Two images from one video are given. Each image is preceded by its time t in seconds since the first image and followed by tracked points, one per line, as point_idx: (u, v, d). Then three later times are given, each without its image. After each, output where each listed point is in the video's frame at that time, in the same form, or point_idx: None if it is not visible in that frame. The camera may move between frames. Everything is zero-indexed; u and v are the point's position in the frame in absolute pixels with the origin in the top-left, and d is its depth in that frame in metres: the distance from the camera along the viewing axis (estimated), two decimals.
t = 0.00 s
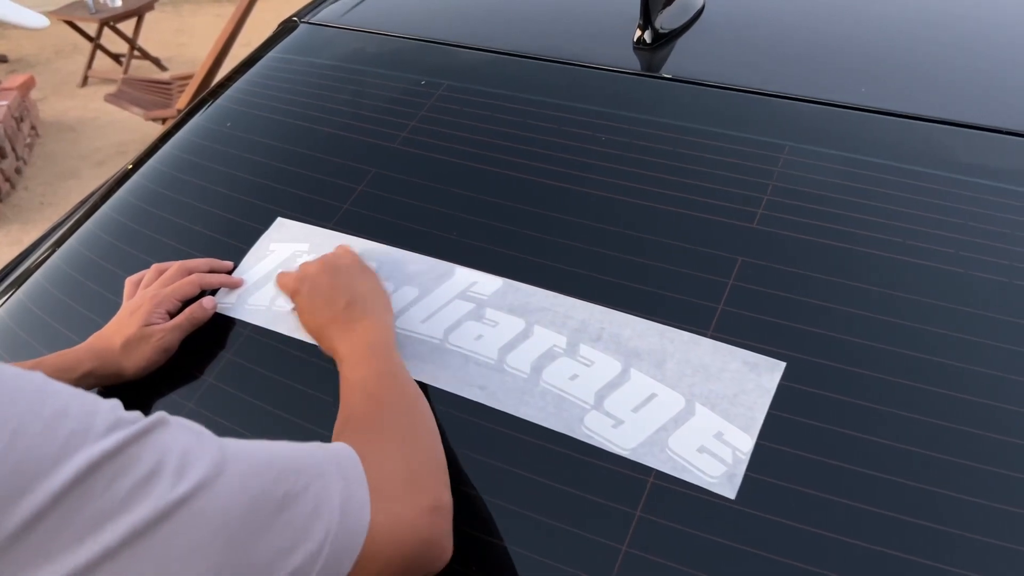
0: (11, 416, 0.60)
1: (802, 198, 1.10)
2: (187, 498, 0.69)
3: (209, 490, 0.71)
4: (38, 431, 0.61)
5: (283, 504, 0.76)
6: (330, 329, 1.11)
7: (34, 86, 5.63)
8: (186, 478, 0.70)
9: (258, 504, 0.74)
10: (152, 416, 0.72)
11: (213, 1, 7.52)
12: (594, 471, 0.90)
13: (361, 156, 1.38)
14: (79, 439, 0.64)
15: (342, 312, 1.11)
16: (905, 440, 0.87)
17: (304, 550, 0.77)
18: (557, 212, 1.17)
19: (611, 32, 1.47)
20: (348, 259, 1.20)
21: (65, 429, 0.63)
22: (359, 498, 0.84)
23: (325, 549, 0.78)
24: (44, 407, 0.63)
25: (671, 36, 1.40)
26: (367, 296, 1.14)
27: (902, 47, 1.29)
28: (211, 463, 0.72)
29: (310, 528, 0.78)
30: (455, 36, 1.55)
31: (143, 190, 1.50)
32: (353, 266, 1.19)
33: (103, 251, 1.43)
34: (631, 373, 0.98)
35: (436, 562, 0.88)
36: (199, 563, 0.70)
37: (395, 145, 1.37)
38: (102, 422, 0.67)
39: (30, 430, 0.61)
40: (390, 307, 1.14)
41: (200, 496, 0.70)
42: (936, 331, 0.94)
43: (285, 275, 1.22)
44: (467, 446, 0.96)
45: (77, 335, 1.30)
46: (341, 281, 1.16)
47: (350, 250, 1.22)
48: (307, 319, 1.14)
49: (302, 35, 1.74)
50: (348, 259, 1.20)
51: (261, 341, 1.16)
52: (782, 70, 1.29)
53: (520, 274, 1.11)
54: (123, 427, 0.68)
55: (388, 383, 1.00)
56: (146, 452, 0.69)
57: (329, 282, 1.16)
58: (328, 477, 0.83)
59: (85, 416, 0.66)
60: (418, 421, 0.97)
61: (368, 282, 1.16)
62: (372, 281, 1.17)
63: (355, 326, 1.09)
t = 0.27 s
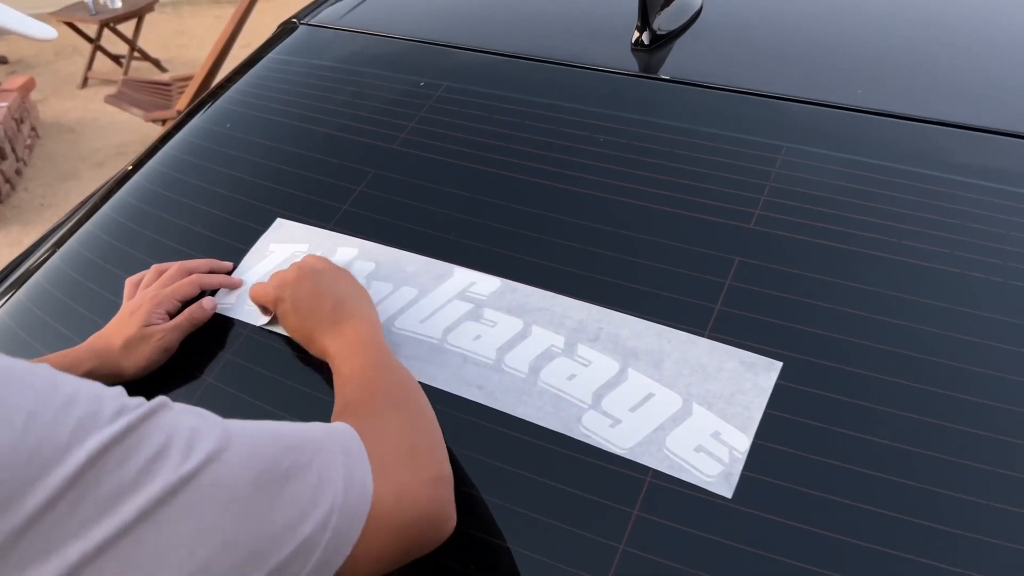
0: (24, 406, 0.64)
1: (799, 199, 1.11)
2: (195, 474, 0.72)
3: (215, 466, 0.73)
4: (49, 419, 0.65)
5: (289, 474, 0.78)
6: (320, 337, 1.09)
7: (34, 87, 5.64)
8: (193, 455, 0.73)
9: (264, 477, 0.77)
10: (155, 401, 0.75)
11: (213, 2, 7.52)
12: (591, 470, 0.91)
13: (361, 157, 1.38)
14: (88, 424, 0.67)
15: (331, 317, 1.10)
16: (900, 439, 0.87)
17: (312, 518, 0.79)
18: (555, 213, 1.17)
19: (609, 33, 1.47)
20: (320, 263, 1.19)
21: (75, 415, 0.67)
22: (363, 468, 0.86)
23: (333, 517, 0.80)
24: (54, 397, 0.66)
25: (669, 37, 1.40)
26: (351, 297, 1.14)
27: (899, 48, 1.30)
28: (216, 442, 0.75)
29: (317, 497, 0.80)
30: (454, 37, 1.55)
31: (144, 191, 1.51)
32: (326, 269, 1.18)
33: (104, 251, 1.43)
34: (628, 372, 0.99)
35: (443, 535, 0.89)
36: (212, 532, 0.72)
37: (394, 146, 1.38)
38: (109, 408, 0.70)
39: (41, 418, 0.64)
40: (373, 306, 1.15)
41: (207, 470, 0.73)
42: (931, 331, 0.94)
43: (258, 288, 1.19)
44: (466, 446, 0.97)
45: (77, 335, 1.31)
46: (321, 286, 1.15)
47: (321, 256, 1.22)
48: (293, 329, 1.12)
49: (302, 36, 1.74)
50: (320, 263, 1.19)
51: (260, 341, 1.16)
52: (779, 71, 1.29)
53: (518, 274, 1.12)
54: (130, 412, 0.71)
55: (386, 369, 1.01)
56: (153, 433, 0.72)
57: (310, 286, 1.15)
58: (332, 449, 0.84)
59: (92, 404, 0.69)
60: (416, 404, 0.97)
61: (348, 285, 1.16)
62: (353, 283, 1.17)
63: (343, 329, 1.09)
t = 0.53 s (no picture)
0: (30, 398, 0.65)
1: (796, 197, 1.11)
2: (196, 468, 0.72)
3: (216, 461, 0.74)
4: (55, 412, 0.66)
5: (286, 467, 0.78)
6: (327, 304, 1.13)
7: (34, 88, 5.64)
8: (194, 449, 0.73)
9: (264, 470, 0.77)
10: (158, 393, 0.76)
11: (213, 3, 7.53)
12: (589, 467, 0.91)
13: (359, 155, 1.38)
14: (92, 417, 0.68)
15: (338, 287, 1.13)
16: (898, 436, 0.87)
17: (310, 512, 0.79)
18: (554, 211, 1.17)
19: (608, 32, 1.47)
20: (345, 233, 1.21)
21: (79, 408, 0.67)
22: (362, 460, 0.85)
23: (331, 511, 0.80)
24: (59, 389, 0.67)
25: (667, 36, 1.40)
26: (361, 269, 1.15)
27: (897, 47, 1.30)
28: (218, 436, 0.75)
29: (313, 491, 0.80)
30: (452, 36, 1.56)
31: (143, 189, 1.51)
32: (348, 239, 1.20)
33: (103, 249, 1.43)
34: (626, 370, 0.99)
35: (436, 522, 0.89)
36: (211, 526, 0.73)
37: (393, 145, 1.38)
38: (113, 400, 0.70)
39: (47, 410, 0.65)
40: (385, 279, 1.16)
41: (207, 464, 0.73)
42: (928, 328, 0.94)
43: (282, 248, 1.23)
44: (464, 443, 0.97)
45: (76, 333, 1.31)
46: (336, 255, 1.17)
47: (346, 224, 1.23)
48: (304, 294, 1.17)
49: (301, 35, 1.74)
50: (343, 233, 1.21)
51: (258, 339, 1.17)
52: (778, 70, 1.29)
53: (516, 272, 1.12)
54: (133, 405, 0.72)
55: (384, 359, 1.01)
56: (155, 426, 0.72)
57: (324, 256, 1.17)
58: (332, 443, 0.84)
59: (97, 396, 0.70)
60: (413, 393, 0.97)
61: (364, 256, 1.18)
62: (367, 255, 1.18)
63: (351, 300, 1.12)
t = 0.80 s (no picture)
0: (24, 389, 0.65)
1: (792, 195, 1.11)
2: (190, 459, 0.72)
3: (211, 452, 0.74)
4: (49, 404, 0.65)
5: (283, 460, 0.78)
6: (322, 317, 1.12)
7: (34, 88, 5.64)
8: (189, 441, 0.73)
9: (260, 461, 0.77)
10: (153, 386, 0.75)
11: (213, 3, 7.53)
12: (585, 464, 0.91)
13: (357, 154, 1.39)
14: (87, 410, 0.68)
15: (332, 298, 1.13)
16: (893, 432, 0.87)
17: (307, 502, 0.79)
18: (551, 210, 1.18)
19: (605, 31, 1.48)
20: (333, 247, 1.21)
21: (74, 400, 0.67)
22: (359, 452, 0.85)
23: (328, 502, 0.80)
24: (53, 381, 0.67)
25: (663, 35, 1.41)
26: (353, 279, 1.15)
27: (893, 46, 1.30)
28: (213, 428, 0.76)
29: (310, 484, 0.80)
30: (449, 36, 1.56)
31: (141, 189, 1.51)
32: (339, 252, 1.20)
33: (102, 249, 1.44)
34: (622, 367, 0.99)
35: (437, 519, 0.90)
36: (208, 516, 0.73)
37: (390, 144, 1.38)
38: (107, 393, 0.70)
39: (42, 403, 0.65)
40: (377, 288, 1.16)
41: (202, 457, 0.73)
42: (923, 326, 0.95)
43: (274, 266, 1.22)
44: (460, 440, 0.97)
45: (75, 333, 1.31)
46: (327, 269, 1.17)
47: (334, 238, 1.24)
48: (298, 309, 1.16)
49: (298, 35, 1.75)
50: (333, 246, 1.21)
51: (256, 338, 1.17)
52: (774, 69, 1.30)
53: (513, 271, 1.12)
54: (128, 398, 0.72)
55: (386, 357, 1.02)
56: (150, 418, 0.72)
57: (317, 270, 1.17)
58: (327, 434, 0.84)
59: (91, 388, 0.69)
60: (416, 389, 0.99)
61: (354, 267, 1.18)
62: (359, 265, 1.18)
63: (346, 312, 1.11)
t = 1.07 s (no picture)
0: (22, 389, 0.65)
1: (794, 195, 1.11)
2: (189, 457, 0.72)
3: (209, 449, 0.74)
4: (47, 403, 0.66)
5: (282, 452, 0.79)
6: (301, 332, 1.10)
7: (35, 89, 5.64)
8: (187, 438, 0.73)
9: (258, 457, 0.77)
10: (150, 385, 0.75)
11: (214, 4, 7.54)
12: (586, 464, 0.91)
13: (358, 154, 1.39)
14: (85, 407, 0.68)
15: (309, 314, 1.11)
16: (896, 433, 0.87)
17: (305, 497, 0.79)
18: (552, 210, 1.18)
19: (606, 30, 1.48)
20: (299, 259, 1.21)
21: (72, 399, 0.67)
22: (357, 445, 0.85)
23: (327, 496, 0.80)
24: (50, 380, 0.67)
25: (665, 34, 1.41)
26: (329, 291, 1.15)
27: (895, 44, 1.30)
28: (210, 425, 0.76)
29: (309, 479, 0.79)
30: (451, 36, 1.56)
31: (142, 189, 1.51)
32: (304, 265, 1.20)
33: (103, 249, 1.43)
34: (623, 367, 0.99)
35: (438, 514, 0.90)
36: (207, 513, 0.73)
37: (391, 144, 1.38)
38: (105, 392, 0.70)
39: (40, 401, 0.65)
40: (350, 297, 1.15)
41: (200, 452, 0.73)
42: (925, 326, 0.95)
43: (240, 291, 1.19)
44: (461, 440, 0.97)
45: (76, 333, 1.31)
46: (300, 282, 1.16)
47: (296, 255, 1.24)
48: (275, 327, 1.13)
49: (299, 35, 1.74)
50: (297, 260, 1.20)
51: (257, 338, 1.17)
52: (776, 68, 1.30)
53: (514, 270, 1.12)
54: (125, 396, 0.72)
55: (377, 357, 1.02)
56: (147, 415, 0.73)
57: (291, 284, 1.16)
58: (326, 429, 0.84)
59: (89, 387, 0.69)
60: (407, 387, 0.98)
61: (326, 278, 1.17)
62: (329, 275, 1.19)
63: (325, 322, 1.10)
